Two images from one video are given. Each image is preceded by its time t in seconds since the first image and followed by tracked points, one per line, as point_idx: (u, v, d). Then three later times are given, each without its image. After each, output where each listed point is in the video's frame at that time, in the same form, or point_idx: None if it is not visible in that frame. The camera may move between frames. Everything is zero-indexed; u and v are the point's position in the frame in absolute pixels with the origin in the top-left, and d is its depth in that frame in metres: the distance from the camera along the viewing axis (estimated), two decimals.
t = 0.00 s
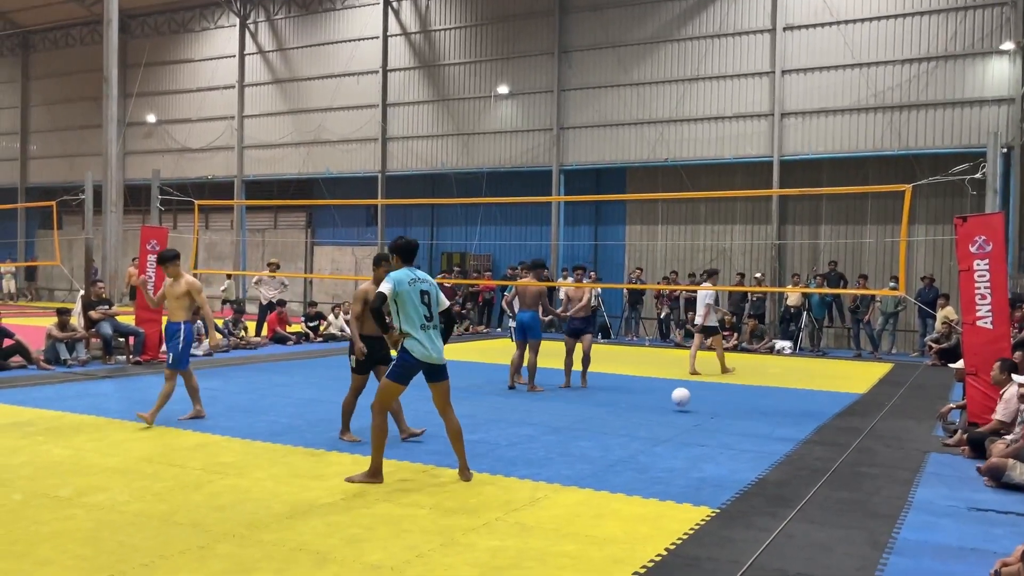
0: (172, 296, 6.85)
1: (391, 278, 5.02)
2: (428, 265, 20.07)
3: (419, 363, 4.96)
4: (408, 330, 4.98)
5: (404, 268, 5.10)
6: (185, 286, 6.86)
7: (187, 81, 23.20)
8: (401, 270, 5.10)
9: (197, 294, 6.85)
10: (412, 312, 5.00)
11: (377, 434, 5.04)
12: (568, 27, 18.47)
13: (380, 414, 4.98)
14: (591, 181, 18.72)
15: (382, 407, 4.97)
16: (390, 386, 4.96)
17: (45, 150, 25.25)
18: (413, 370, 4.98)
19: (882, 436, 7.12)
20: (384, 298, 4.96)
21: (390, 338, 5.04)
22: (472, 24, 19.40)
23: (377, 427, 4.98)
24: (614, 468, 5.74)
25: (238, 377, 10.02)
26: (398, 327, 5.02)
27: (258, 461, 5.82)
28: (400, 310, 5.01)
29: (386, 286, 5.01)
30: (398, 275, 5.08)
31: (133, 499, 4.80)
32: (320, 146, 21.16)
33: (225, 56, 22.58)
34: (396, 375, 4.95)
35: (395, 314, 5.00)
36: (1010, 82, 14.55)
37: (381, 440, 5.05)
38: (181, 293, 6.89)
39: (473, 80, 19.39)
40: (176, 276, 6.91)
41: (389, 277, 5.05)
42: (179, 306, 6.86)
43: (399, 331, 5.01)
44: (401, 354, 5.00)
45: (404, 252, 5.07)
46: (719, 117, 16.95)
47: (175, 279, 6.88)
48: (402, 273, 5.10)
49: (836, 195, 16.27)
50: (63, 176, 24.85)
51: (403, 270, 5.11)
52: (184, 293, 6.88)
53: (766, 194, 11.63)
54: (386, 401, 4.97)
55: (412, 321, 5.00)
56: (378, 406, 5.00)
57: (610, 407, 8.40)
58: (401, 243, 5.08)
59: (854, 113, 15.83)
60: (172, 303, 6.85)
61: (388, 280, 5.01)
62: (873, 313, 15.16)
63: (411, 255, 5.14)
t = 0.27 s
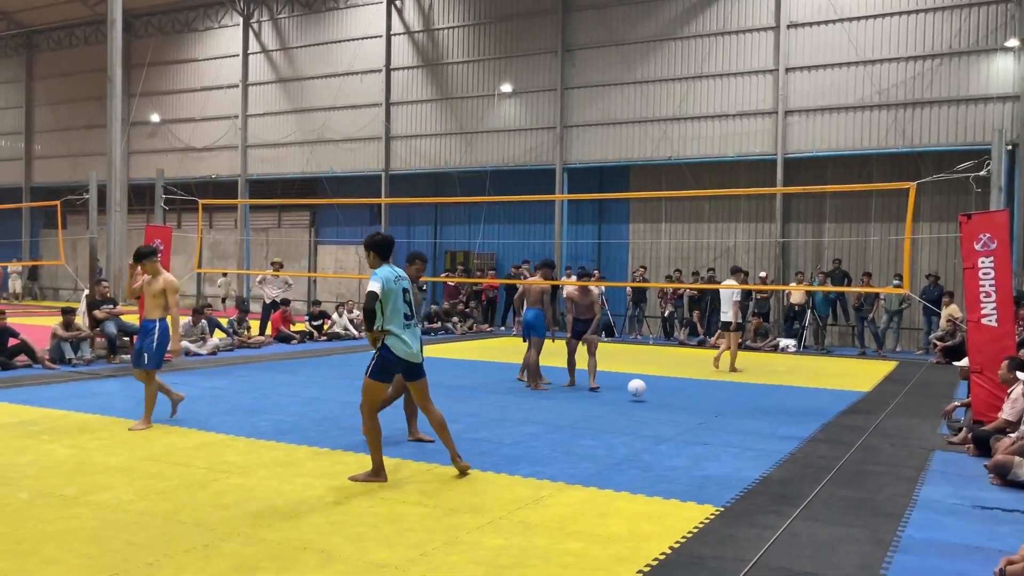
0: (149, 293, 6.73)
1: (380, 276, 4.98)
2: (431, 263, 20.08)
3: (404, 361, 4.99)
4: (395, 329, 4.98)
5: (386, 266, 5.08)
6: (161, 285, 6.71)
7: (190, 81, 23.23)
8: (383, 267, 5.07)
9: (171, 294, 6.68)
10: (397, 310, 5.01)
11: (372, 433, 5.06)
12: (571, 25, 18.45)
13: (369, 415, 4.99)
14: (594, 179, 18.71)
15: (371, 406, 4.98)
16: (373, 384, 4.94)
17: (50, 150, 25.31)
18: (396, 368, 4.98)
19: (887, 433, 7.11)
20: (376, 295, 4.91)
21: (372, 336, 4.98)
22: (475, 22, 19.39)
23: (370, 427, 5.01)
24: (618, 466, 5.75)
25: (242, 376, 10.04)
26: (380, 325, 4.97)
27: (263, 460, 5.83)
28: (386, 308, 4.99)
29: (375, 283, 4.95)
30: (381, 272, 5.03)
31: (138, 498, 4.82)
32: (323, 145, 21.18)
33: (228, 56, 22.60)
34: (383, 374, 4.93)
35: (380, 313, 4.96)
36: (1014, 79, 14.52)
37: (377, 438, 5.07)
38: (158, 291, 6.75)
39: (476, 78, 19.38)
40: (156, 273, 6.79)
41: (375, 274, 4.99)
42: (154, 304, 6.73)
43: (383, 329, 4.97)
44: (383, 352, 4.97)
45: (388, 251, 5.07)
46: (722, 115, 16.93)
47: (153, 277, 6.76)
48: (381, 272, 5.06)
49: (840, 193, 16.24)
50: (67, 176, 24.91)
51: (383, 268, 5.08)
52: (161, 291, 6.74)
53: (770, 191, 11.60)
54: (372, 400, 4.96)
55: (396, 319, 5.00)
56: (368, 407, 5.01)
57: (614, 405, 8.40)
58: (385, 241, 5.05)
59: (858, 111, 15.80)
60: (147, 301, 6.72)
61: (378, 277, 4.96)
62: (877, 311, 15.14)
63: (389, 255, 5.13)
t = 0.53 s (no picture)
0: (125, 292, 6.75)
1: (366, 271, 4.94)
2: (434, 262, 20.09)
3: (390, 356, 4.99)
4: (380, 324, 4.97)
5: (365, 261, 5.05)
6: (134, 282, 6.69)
7: (193, 79, 23.24)
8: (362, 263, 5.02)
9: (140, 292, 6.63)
10: (381, 305, 5.01)
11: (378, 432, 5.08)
12: (574, 23, 18.43)
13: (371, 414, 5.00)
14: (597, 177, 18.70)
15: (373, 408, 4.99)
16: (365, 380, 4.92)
17: (53, 149, 25.35)
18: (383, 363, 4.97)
19: (890, 432, 7.10)
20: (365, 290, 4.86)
21: (357, 331, 4.91)
22: (478, 20, 19.37)
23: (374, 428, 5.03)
24: (622, 465, 5.75)
25: (245, 375, 10.05)
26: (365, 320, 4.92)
27: (267, 458, 5.84)
28: (371, 303, 4.95)
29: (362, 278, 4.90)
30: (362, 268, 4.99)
31: (143, 496, 4.83)
32: (326, 144, 21.18)
33: (231, 54, 22.60)
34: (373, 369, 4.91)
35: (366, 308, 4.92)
36: (1018, 76, 14.49)
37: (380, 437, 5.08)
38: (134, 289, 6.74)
39: (479, 77, 19.37)
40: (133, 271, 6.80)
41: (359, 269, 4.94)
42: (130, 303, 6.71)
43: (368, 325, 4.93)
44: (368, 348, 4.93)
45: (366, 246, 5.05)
46: (725, 112, 16.90)
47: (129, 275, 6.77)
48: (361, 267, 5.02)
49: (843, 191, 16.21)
50: (70, 175, 24.94)
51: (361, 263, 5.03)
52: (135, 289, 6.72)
53: (772, 190, 11.59)
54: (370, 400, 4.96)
55: (381, 315, 4.99)
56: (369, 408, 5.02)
57: (617, 404, 8.40)
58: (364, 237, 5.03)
59: (861, 108, 15.77)
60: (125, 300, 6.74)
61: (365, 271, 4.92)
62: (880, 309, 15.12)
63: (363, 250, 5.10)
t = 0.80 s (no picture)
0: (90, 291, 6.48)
1: (352, 271, 4.96)
2: (436, 260, 20.08)
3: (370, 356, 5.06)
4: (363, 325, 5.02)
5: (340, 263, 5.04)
6: (101, 282, 6.43)
7: (195, 78, 23.25)
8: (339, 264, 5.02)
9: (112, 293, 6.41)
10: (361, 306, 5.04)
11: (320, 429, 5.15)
12: (576, 21, 18.42)
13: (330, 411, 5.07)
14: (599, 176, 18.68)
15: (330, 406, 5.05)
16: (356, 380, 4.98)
17: (55, 149, 25.38)
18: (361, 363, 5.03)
19: (893, 430, 7.09)
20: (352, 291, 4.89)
21: (341, 332, 4.90)
22: (480, 18, 19.36)
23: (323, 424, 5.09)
24: (624, 463, 5.74)
25: (247, 374, 10.06)
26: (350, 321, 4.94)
27: (269, 457, 5.84)
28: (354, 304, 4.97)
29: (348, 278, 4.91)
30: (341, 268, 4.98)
31: (145, 495, 4.83)
32: (328, 142, 21.18)
33: (232, 53, 22.60)
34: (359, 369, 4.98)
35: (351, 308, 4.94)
36: (1021, 73, 14.45)
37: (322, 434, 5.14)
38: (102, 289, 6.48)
39: (481, 75, 19.37)
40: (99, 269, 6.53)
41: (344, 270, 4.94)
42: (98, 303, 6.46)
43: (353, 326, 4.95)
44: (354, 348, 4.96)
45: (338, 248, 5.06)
46: (727, 110, 16.88)
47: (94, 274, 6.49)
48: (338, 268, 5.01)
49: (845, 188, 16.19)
50: (73, 174, 24.95)
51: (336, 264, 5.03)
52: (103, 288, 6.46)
53: (774, 188, 11.58)
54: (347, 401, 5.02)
55: (361, 316, 5.03)
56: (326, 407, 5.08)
57: (619, 402, 8.39)
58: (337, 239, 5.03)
59: (863, 106, 15.74)
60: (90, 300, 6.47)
61: (351, 272, 4.94)
62: (882, 307, 15.10)
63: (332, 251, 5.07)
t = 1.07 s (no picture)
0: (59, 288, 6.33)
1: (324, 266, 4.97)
2: (438, 259, 20.08)
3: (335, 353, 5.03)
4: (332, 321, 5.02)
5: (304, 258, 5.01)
6: (78, 277, 6.38)
7: (197, 77, 23.25)
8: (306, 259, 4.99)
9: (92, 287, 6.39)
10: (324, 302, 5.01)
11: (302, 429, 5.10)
12: (577, 18, 18.40)
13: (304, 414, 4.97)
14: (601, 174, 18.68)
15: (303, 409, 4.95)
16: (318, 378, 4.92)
17: (57, 147, 25.40)
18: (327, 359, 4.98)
19: (895, 427, 7.09)
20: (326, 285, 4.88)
21: (315, 326, 4.82)
22: (481, 16, 19.35)
23: (302, 427, 5.01)
24: (626, 461, 5.75)
25: (250, 372, 10.07)
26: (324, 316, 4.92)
27: (271, 455, 5.85)
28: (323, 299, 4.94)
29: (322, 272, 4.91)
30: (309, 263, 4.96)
31: (148, 494, 4.84)
32: (330, 141, 21.17)
33: (234, 51, 22.60)
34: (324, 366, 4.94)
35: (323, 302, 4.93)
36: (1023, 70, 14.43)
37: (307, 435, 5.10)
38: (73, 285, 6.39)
39: (482, 73, 19.35)
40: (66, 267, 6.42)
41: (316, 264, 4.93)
42: (70, 299, 6.34)
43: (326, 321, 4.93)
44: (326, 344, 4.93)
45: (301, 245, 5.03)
46: (730, 108, 16.86)
47: (64, 270, 6.38)
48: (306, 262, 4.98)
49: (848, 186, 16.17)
50: (75, 172, 24.98)
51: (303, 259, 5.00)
52: (77, 285, 6.39)
53: (776, 186, 11.57)
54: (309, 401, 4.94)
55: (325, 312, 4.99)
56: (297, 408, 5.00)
57: (621, 400, 8.39)
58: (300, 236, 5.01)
59: (865, 104, 15.71)
60: (60, 296, 6.31)
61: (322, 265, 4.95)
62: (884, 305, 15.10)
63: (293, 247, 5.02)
